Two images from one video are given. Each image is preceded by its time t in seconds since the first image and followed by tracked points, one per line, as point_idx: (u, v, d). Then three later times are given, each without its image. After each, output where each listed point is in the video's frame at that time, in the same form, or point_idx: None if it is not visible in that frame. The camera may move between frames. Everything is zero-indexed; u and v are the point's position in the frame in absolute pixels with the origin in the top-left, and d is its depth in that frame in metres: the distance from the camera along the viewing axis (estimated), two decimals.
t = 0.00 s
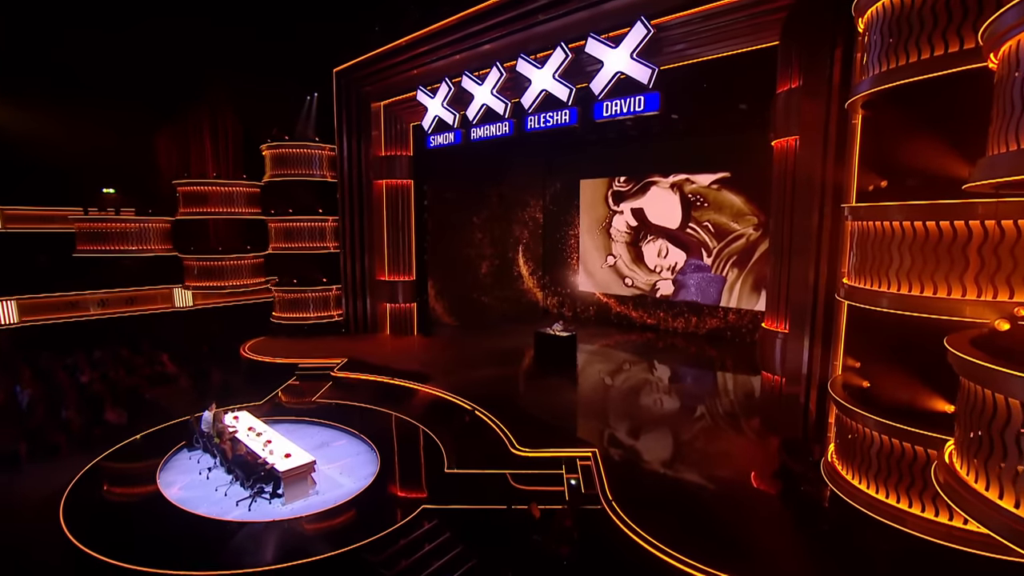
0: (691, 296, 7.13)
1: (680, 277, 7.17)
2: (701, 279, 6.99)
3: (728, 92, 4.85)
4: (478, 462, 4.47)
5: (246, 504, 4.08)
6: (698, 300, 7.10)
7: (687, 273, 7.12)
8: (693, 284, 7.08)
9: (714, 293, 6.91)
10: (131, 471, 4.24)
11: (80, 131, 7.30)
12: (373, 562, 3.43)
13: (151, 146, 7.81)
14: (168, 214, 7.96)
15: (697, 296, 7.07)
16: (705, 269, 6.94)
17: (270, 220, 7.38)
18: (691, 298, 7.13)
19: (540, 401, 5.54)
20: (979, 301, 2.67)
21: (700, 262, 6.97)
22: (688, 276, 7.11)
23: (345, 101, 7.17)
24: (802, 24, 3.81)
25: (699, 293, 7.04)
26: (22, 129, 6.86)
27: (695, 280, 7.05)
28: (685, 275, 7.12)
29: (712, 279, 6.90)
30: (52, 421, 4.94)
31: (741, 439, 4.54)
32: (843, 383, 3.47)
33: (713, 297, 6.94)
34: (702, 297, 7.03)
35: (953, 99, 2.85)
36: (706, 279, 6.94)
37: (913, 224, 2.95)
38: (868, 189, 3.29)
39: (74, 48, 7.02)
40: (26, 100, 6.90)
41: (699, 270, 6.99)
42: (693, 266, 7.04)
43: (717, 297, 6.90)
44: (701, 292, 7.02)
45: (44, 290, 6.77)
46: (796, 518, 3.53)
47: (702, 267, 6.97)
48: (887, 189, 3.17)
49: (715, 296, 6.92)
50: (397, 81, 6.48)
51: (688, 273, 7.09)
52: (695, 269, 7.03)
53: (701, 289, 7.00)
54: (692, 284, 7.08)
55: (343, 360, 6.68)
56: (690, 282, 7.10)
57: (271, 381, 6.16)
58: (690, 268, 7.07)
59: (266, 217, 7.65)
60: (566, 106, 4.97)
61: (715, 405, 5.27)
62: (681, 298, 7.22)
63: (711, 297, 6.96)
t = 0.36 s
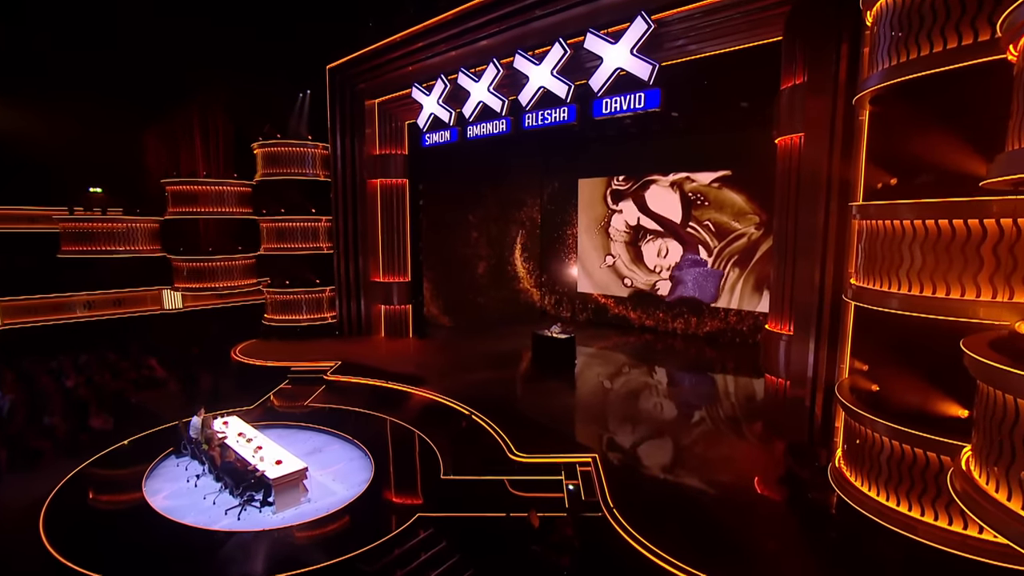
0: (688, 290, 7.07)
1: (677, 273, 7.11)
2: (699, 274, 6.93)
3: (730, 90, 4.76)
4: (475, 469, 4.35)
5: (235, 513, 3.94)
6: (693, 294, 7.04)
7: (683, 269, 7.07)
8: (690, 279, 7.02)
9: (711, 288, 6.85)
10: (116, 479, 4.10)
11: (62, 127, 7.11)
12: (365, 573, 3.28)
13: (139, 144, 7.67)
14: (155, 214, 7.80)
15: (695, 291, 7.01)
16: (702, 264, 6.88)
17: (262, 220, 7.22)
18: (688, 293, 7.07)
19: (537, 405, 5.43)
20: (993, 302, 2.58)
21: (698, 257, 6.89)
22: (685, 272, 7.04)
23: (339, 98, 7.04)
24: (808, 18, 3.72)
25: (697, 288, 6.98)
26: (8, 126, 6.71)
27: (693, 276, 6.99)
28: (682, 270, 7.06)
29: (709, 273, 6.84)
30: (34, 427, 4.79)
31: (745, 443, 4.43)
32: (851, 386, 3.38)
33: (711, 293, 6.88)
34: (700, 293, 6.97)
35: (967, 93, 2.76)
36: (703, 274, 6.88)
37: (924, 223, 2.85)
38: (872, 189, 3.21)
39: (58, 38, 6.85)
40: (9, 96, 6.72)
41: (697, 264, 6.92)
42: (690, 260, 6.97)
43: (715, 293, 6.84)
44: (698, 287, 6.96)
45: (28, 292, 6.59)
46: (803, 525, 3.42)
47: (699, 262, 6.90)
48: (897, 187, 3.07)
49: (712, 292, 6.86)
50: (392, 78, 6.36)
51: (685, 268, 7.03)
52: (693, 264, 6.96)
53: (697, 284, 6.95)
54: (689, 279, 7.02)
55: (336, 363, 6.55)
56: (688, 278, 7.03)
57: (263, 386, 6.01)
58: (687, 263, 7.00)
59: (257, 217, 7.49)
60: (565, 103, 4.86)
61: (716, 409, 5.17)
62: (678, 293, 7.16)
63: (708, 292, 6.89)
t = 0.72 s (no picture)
0: (689, 289, 6.96)
1: (678, 271, 6.99)
2: (700, 274, 6.82)
3: (731, 87, 4.66)
4: (471, 476, 4.23)
5: (222, 523, 3.80)
6: (694, 294, 6.94)
7: (685, 268, 6.94)
8: (692, 277, 6.91)
9: (714, 288, 6.74)
10: (99, 487, 3.95)
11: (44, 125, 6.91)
12: None
13: (126, 143, 7.52)
14: (142, 214, 7.62)
15: (696, 290, 6.90)
16: (704, 263, 6.76)
17: (252, 220, 7.09)
18: (688, 292, 6.96)
19: (534, 409, 5.31)
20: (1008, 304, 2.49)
21: (699, 256, 6.78)
22: (687, 271, 6.93)
23: (331, 95, 6.90)
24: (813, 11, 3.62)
25: (698, 287, 6.87)
26: None
27: (695, 274, 6.87)
28: (684, 269, 6.94)
29: (711, 273, 6.73)
30: (13, 433, 4.62)
31: (747, 448, 4.33)
32: (858, 390, 3.27)
33: (712, 292, 6.78)
34: (701, 293, 6.86)
35: (982, 86, 2.66)
36: (705, 273, 6.77)
37: (935, 222, 2.76)
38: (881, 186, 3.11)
39: (50, 36, 6.75)
40: None
41: (698, 263, 6.81)
42: (692, 259, 6.85)
43: (717, 292, 6.73)
44: (700, 286, 6.85)
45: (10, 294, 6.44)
46: (810, 534, 3.30)
47: (701, 260, 6.78)
48: (907, 184, 2.96)
49: (714, 291, 6.75)
50: (385, 74, 6.23)
51: (687, 267, 6.91)
52: (695, 263, 6.85)
53: (699, 284, 6.84)
54: (691, 278, 6.91)
55: (329, 366, 6.42)
56: (689, 277, 6.92)
57: (253, 389, 5.88)
58: (689, 262, 6.88)
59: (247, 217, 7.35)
60: (563, 100, 4.75)
61: (718, 413, 5.06)
62: (678, 293, 7.05)
63: (710, 291, 6.79)
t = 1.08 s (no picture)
0: (691, 291, 6.84)
1: (679, 272, 6.88)
2: (703, 275, 6.70)
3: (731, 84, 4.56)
4: (467, 483, 4.10)
5: (209, 533, 3.66)
6: (696, 295, 6.83)
7: (687, 268, 6.83)
8: (694, 279, 6.79)
9: (716, 289, 6.63)
10: (79, 497, 3.80)
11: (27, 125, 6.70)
12: None
13: (112, 141, 7.42)
14: (128, 213, 7.51)
15: (698, 292, 6.79)
16: (707, 264, 6.65)
17: (242, 220, 6.92)
18: (690, 294, 6.85)
19: (531, 413, 5.20)
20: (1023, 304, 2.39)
21: (703, 257, 6.65)
22: (689, 271, 6.81)
23: (323, 92, 6.77)
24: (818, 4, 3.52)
25: (700, 288, 6.76)
26: None
27: (697, 275, 6.76)
28: (686, 270, 6.83)
29: (715, 274, 6.61)
30: None
31: (749, 453, 4.22)
32: (867, 395, 3.17)
33: (715, 294, 6.67)
34: (702, 294, 6.75)
35: (997, 79, 2.56)
36: (708, 274, 6.66)
37: (948, 220, 2.66)
38: (889, 184, 3.03)
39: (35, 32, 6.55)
40: None
41: (701, 264, 6.69)
42: (695, 260, 6.73)
43: (720, 294, 6.62)
44: (702, 288, 6.74)
45: None
46: (817, 542, 3.18)
47: (703, 261, 6.66)
48: (919, 181, 2.86)
49: (717, 293, 6.64)
50: (379, 71, 6.11)
51: (689, 268, 6.79)
52: (698, 263, 6.72)
53: (701, 285, 6.73)
54: (693, 279, 6.79)
55: (321, 370, 6.29)
56: (690, 277, 6.81)
57: (243, 393, 5.74)
58: (692, 262, 6.76)
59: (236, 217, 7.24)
60: (560, 97, 4.64)
61: (718, 417, 4.96)
62: (679, 294, 6.94)
63: (712, 293, 6.68)
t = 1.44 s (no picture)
0: (689, 292, 6.75)
1: (678, 273, 6.78)
2: (701, 275, 6.61)
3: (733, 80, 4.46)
4: (463, 490, 3.97)
5: (194, 544, 3.52)
6: (694, 296, 6.73)
7: (684, 269, 6.73)
8: (692, 280, 6.70)
9: (715, 290, 6.55)
10: (58, 506, 3.64)
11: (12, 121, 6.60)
12: None
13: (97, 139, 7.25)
14: (113, 213, 7.32)
15: (696, 292, 6.70)
16: (704, 264, 6.56)
17: (231, 220, 6.76)
18: (689, 295, 6.75)
19: (528, 418, 5.07)
20: None
21: (699, 257, 6.57)
22: (687, 272, 6.71)
23: (314, 89, 6.65)
24: None
25: (699, 289, 6.67)
26: None
27: (695, 276, 6.67)
28: (683, 271, 6.73)
29: (712, 275, 6.54)
30: None
31: (752, 459, 4.11)
32: (876, 399, 3.07)
33: (713, 295, 6.59)
34: (701, 295, 6.66)
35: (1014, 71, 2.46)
36: (706, 274, 6.56)
37: (963, 218, 2.56)
38: (899, 181, 2.93)
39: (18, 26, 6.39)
40: None
41: (699, 264, 6.60)
42: (692, 260, 6.64)
43: (719, 294, 6.54)
44: (700, 289, 6.65)
45: None
46: (826, 552, 3.07)
47: (701, 262, 6.58)
48: (931, 177, 2.75)
49: (716, 293, 6.56)
50: (372, 68, 5.98)
51: (686, 269, 6.70)
52: (695, 264, 6.63)
53: (699, 286, 6.64)
54: (691, 280, 6.70)
55: (312, 374, 6.15)
56: (688, 279, 6.71)
57: (232, 397, 5.60)
58: (689, 263, 6.67)
59: (225, 217, 7.12)
60: (558, 94, 4.53)
61: (719, 421, 4.86)
62: (678, 295, 6.83)
63: (711, 293, 6.59)
